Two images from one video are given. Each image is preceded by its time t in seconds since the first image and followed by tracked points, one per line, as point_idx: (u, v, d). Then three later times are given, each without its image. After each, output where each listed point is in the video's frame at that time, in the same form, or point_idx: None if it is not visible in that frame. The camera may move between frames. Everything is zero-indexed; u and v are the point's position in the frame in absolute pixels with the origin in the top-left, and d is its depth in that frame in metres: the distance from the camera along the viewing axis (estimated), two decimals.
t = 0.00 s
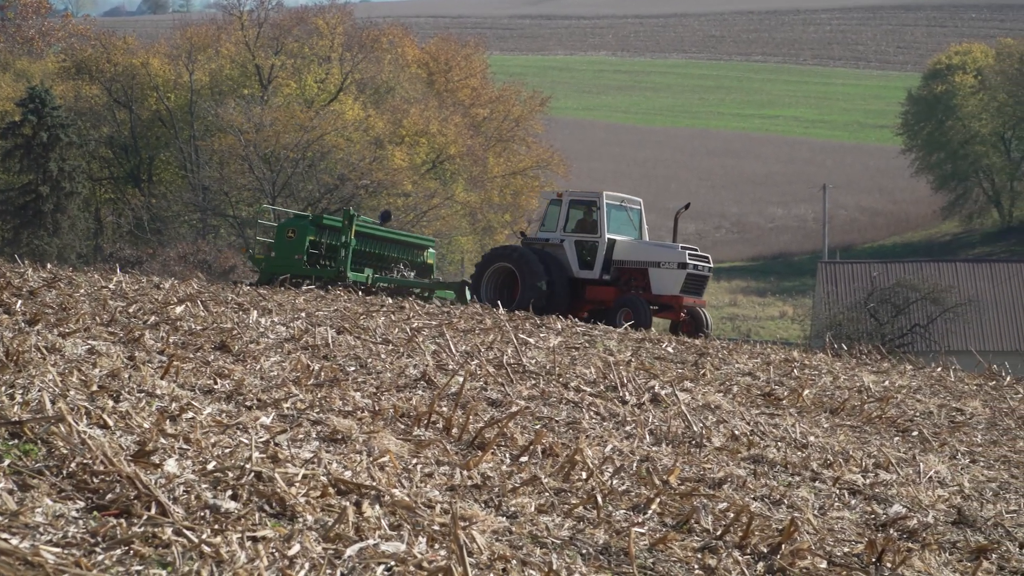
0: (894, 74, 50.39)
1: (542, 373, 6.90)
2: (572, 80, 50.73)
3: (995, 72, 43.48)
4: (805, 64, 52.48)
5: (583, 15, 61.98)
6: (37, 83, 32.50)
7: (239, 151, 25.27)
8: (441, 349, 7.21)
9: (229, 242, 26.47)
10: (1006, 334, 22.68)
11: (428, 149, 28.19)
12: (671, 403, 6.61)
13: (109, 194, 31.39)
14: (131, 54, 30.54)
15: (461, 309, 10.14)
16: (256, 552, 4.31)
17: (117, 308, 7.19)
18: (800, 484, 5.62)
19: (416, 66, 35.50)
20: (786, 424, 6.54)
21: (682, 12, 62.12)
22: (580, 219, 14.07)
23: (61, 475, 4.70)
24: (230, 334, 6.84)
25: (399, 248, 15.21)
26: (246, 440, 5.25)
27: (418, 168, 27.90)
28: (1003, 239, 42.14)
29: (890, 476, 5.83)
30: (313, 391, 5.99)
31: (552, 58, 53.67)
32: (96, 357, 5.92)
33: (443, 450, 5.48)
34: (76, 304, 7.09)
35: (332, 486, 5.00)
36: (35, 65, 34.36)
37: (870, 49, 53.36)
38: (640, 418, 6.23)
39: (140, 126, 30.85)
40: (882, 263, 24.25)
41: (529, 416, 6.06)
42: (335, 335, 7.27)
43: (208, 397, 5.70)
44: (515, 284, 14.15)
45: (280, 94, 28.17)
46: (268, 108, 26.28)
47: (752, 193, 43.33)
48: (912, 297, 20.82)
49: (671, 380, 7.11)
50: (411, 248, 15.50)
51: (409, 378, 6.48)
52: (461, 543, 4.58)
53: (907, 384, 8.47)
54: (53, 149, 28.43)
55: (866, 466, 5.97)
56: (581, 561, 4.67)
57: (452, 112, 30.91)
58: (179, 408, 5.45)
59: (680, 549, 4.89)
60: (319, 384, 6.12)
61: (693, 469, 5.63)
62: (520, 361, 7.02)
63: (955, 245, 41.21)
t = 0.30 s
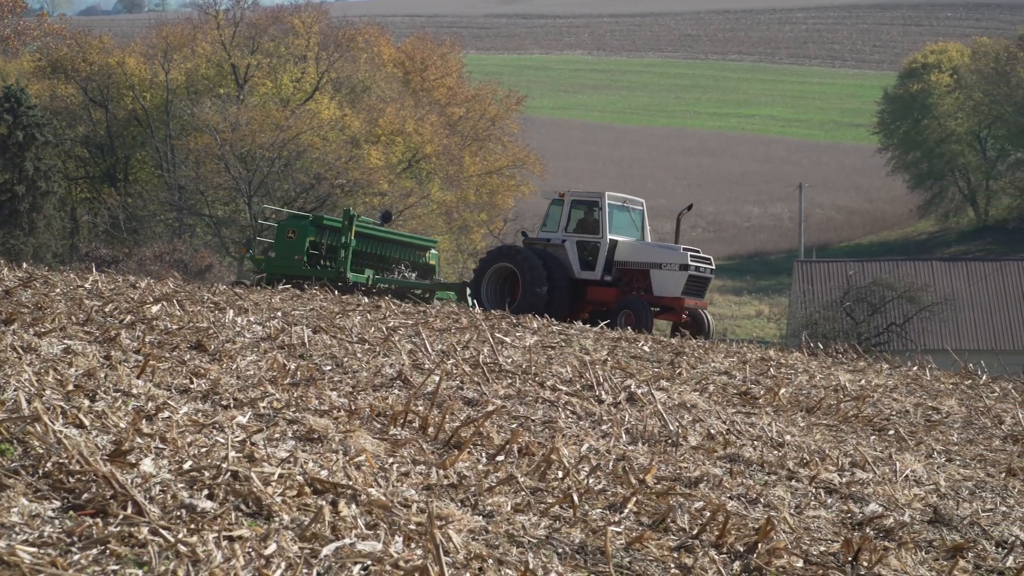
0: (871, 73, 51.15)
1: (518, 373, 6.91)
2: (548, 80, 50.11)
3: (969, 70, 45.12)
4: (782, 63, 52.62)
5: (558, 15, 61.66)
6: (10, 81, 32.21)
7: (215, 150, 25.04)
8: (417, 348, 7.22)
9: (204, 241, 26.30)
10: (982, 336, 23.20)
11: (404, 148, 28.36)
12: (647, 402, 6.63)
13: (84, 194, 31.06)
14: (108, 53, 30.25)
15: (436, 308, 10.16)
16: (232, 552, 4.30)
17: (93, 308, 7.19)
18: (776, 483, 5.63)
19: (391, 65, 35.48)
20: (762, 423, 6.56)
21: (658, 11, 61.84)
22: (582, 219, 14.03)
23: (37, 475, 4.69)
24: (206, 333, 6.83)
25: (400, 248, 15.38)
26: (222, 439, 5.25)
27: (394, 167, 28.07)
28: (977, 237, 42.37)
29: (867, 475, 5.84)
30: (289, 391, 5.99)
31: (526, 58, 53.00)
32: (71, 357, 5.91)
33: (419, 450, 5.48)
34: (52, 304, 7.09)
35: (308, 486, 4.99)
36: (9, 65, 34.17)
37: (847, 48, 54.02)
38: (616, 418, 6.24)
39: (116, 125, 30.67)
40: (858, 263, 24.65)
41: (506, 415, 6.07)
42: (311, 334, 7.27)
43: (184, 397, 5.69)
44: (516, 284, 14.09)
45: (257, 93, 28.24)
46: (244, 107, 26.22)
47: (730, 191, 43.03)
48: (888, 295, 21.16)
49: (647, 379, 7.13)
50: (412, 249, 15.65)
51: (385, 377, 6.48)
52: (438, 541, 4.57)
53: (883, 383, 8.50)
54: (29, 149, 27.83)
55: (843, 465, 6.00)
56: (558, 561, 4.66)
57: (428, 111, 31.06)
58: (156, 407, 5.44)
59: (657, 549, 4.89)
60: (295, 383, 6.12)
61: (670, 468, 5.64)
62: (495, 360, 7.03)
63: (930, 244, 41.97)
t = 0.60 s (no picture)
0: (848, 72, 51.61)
1: (498, 373, 6.92)
2: (527, 80, 50.36)
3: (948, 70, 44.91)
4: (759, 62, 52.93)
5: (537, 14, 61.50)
6: None
7: (193, 150, 24.72)
8: (396, 348, 7.24)
9: (183, 241, 25.68)
10: (960, 332, 23.69)
11: (383, 147, 28.53)
12: (627, 401, 6.65)
13: (63, 194, 30.49)
14: (86, 53, 29.92)
15: (416, 307, 10.18)
16: (211, 552, 4.29)
17: (72, 308, 7.20)
18: (755, 483, 5.64)
19: (371, 64, 35.46)
20: (741, 422, 6.57)
21: (637, 10, 61.73)
22: (586, 220, 13.90)
23: (15, 475, 4.68)
24: (185, 333, 6.84)
25: (404, 249, 15.43)
26: (201, 439, 5.25)
27: (372, 167, 28.17)
28: (956, 237, 42.75)
29: (845, 475, 5.86)
30: (268, 390, 5.99)
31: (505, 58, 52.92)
32: (50, 357, 5.91)
33: (398, 449, 5.48)
34: (30, 304, 7.09)
35: (287, 485, 4.98)
36: None
37: (825, 47, 54.33)
38: (595, 417, 6.25)
39: (94, 125, 30.27)
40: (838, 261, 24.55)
41: (484, 414, 6.08)
42: (290, 334, 7.29)
43: (163, 396, 5.69)
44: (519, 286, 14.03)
45: (235, 92, 28.16)
46: (223, 107, 26.16)
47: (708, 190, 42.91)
48: (867, 295, 21.03)
49: (626, 378, 7.16)
50: (416, 250, 15.65)
51: (364, 377, 6.49)
52: (416, 541, 4.56)
53: (862, 383, 8.55)
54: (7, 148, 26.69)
55: (822, 464, 6.02)
56: (537, 560, 4.65)
57: (406, 111, 31.21)
58: (135, 407, 5.44)
59: (637, 548, 4.88)
60: (274, 382, 6.13)
61: (649, 467, 5.65)
62: (474, 359, 7.04)
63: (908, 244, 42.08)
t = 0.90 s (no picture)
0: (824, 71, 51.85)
1: (474, 372, 6.93)
2: (503, 80, 50.02)
3: (924, 69, 44.61)
4: (736, 62, 53.12)
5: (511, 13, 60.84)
6: None
7: (170, 150, 24.85)
8: (372, 348, 7.24)
9: (160, 241, 25.66)
10: (938, 332, 23.90)
11: (359, 147, 28.36)
12: (603, 401, 6.66)
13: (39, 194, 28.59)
14: (63, 54, 28.66)
15: (393, 307, 10.15)
16: (187, 552, 4.28)
17: (47, 308, 7.18)
18: (731, 482, 5.65)
19: (347, 64, 35.21)
20: (717, 422, 6.58)
21: (612, 10, 61.41)
22: (588, 221, 13.84)
23: None
24: (161, 333, 6.84)
25: (405, 250, 15.49)
26: (176, 439, 5.24)
27: (349, 167, 28.04)
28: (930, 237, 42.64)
29: (821, 474, 5.87)
30: (244, 390, 5.99)
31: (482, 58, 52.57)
32: (26, 357, 5.91)
33: (374, 449, 5.49)
34: (5, 304, 7.06)
35: (263, 485, 4.98)
36: None
37: (801, 47, 54.38)
38: (572, 417, 6.26)
39: (73, 125, 28.79)
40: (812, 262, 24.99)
41: (460, 415, 6.08)
42: (266, 334, 7.29)
43: (140, 396, 5.69)
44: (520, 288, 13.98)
45: (212, 93, 27.58)
46: (199, 107, 25.97)
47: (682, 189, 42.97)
48: (842, 295, 21.32)
49: (603, 378, 7.16)
50: (417, 251, 15.73)
51: (340, 376, 6.50)
52: (392, 541, 4.55)
53: (838, 382, 8.59)
54: None
55: (797, 464, 6.03)
56: (514, 560, 4.64)
57: (382, 111, 31.02)
58: (110, 407, 5.43)
59: (613, 548, 4.88)
60: (249, 382, 6.12)
61: (625, 467, 5.66)
62: (451, 360, 7.05)
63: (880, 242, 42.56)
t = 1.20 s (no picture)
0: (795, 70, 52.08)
1: (445, 372, 6.94)
2: (474, 80, 50.06)
3: (896, 70, 45.55)
4: (708, 62, 53.16)
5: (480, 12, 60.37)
6: None
7: (140, 150, 24.63)
8: (343, 348, 7.25)
9: (131, 241, 25.76)
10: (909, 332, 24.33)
11: (330, 147, 28.40)
12: (574, 401, 6.67)
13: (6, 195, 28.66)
14: (34, 53, 28.49)
15: (365, 306, 10.15)
16: (158, 552, 4.28)
17: (18, 307, 7.17)
18: (703, 481, 5.66)
19: (318, 64, 35.27)
20: (688, 422, 6.59)
21: (585, 10, 61.15)
22: (583, 222, 13.82)
23: None
24: (132, 332, 6.84)
25: (402, 251, 15.50)
26: (148, 439, 5.23)
27: (320, 166, 28.06)
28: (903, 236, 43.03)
29: (792, 474, 5.89)
30: (215, 390, 5.98)
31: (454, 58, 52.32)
32: None
33: (346, 449, 5.49)
34: None
35: (234, 486, 4.97)
36: None
37: (773, 47, 54.50)
38: (543, 416, 6.27)
39: (43, 124, 28.62)
40: (783, 261, 25.33)
41: (431, 414, 6.08)
42: (237, 334, 7.30)
43: (111, 396, 5.69)
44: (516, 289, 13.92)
45: (183, 93, 27.38)
46: (170, 106, 25.68)
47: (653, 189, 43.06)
48: (814, 295, 21.79)
49: (574, 378, 7.18)
50: (414, 251, 15.75)
51: (311, 376, 6.51)
52: (363, 540, 4.54)
53: (810, 381, 8.62)
54: None
55: (769, 463, 6.04)
56: (485, 560, 4.64)
57: (354, 111, 31.02)
58: (82, 407, 5.43)
59: (584, 547, 4.87)
60: (221, 382, 6.13)
61: (596, 466, 5.67)
62: (422, 359, 7.06)
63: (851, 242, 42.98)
